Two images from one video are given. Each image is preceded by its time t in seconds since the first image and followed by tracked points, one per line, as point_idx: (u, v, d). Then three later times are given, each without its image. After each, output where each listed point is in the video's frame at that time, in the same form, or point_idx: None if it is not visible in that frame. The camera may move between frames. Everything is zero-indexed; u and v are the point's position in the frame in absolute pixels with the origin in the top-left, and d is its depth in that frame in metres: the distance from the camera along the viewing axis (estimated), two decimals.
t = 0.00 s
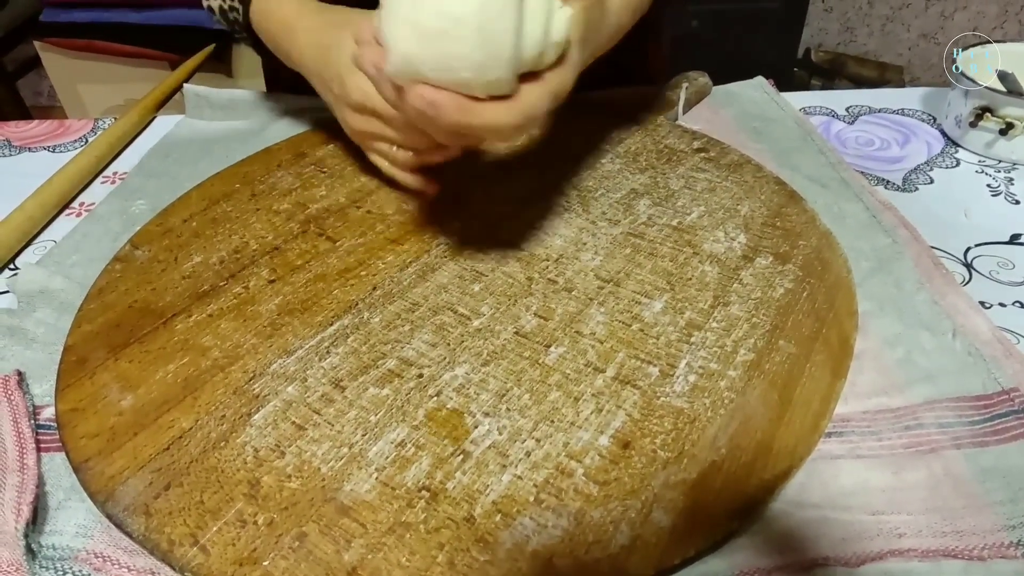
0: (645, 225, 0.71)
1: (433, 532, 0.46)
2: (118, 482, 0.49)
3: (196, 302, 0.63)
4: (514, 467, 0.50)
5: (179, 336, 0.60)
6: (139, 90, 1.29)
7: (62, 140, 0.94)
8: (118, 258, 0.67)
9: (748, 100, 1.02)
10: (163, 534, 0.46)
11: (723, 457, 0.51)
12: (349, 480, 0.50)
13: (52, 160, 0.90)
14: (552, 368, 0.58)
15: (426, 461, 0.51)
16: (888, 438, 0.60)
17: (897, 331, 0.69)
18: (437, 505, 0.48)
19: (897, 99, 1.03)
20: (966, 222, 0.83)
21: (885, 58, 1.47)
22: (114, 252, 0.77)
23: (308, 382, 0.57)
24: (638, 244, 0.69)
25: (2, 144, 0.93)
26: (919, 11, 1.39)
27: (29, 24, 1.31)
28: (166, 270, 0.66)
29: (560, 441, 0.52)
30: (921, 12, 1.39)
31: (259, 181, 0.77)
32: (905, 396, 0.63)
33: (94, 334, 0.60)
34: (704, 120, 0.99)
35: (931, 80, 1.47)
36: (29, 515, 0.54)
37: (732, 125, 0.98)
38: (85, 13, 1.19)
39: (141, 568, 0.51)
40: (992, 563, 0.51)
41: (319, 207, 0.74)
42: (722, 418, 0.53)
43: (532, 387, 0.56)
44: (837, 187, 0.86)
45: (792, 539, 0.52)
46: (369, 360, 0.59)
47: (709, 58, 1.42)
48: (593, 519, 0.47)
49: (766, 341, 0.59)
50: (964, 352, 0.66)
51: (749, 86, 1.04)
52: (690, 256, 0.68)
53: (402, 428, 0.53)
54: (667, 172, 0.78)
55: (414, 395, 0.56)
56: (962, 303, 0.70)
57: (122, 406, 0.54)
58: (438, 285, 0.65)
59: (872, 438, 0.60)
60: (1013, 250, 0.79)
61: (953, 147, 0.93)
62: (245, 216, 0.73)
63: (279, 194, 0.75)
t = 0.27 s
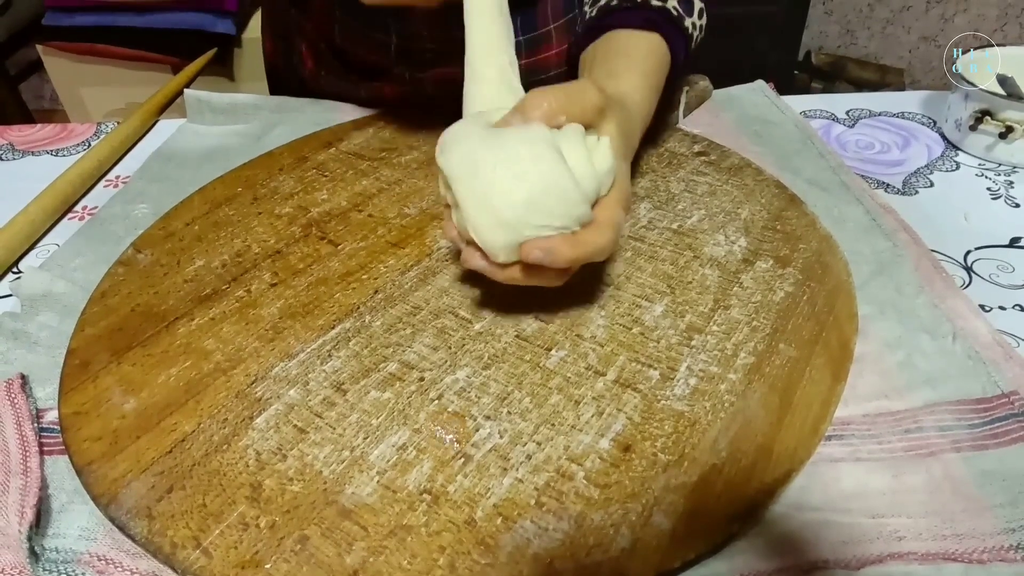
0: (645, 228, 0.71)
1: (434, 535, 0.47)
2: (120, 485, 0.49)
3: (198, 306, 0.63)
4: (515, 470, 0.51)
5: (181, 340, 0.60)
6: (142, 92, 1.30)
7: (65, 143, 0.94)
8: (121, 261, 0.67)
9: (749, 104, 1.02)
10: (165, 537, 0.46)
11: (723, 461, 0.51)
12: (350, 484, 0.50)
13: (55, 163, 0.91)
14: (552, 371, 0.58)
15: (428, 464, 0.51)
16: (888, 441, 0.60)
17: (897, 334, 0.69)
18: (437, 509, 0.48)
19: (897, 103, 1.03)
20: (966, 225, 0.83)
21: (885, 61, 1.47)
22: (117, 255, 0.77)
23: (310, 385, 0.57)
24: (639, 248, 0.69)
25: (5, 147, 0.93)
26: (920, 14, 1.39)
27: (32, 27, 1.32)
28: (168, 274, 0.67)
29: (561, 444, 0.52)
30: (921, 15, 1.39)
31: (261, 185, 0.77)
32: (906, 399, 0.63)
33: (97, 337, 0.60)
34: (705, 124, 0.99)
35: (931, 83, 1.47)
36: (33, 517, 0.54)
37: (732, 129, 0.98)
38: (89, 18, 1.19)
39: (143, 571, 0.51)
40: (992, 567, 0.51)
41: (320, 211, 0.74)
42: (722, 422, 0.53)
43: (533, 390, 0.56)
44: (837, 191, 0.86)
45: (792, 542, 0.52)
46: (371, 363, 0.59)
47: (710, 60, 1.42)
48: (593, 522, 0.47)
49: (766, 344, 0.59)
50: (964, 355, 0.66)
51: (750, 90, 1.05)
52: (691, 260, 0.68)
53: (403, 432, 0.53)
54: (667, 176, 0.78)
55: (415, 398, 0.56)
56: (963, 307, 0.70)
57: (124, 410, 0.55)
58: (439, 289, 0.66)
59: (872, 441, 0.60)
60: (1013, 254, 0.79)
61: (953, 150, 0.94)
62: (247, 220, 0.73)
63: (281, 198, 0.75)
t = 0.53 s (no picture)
0: (645, 230, 0.72)
1: (434, 536, 0.47)
2: (121, 486, 0.49)
3: (199, 307, 0.63)
4: (514, 471, 0.51)
5: (181, 341, 0.60)
6: (143, 94, 1.30)
7: (66, 145, 0.94)
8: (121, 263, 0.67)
9: (749, 104, 1.03)
10: (165, 538, 0.47)
11: (723, 462, 0.51)
12: (350, 484, 0.50)
13: (56, 165, 0.91)
14: (552, 372, 0.58)
15: (428, 465, 0.51)
16: (887, 442, 0.60)
17: (896, 335, 0.69)
18: (437, 509, 0.48)
19: (896, 104, 1.03)
20: (966, 226, 0.83)
21: (885, 61, 1.47)
22: (118, 256, 0.78)
23: (310, 386, 0.57)
24: (638, 249, 0.69)
25: (6, 149, 0.93)
26: (919, 15, 1.39)
27: (32, 29, 1.32)
28: (168, 275, 0.67)
29: (560, 445, 0.52)
30: (921, 16, 1.39)
31: (261, 186, 0.77)
32: (905, 400, 0.64)
33: (98, 339, 0.60)
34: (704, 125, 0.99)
35: (931, 83, 1.47)
36: (33, 518, 0.54)
37: (732, 130, 0.99)
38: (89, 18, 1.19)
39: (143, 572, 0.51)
40: (992, 567, 0.51)
41: (320, 212, 0.74)
42: (721, 422, 0.53)
43: (532, 391, 0.56)
44: (836, 192, 0.86)
45: (791, 543, 0.52)
46: (371, 364, 0.59)
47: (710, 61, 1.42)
48: (593, 523, 0.47)
49: (766, 345, 0.60)
50: (963, 356, 0.66)
51: (749, 91, 1.05)
52: (691, 261, 0.68)
53: (403, 433, 0.54)
54: (667, 177, 0.78)
55: (415, 399, 0.56)
56: (962, 308, 0.70)
57: (125, 410, 0.55)
58: (439, 290, 0.66)
59: (872, 442, 0.60)
60: (1013, 255, 0.79)
61: (953, 151, 0.94)
62: (247, 222, 0.73)
63: (281, 199, 0.76)
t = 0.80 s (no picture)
0: (646, 230, 0.72)
1: (435, 536, 0.47)
2: (123, 487, 0.50)
3: (200, 308, 0.64)
4: (515, 471, 0.51)
5: (183, 341, 0.61)
6: (144, 96, 1.30)
7: (68, 146, 0.94)
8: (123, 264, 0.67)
9: (749, 106, 1.03)
10: (168, 538, 0.47)
11: (723, 462, 0.51)
12: (352, 485, 0.50)
13: (58, 166, 0.91)
14: (553, 373, 0.58)
15: (429, 465, 0.52)
16: (887, 442, 0.60)
17: (896, 336, 0.69)
18: (439, 510, 0.49)
19: (896, 106, 1.04)
20: (965, 227, 0.83)
21: (885, 63, 1.47)
22: (120, 258, 0.78)
23: (312, 387, 0.57)
24: (639, 250, 0.69)
25: (8, 151, 0.94)
26: (919, 17, 1.40)
27: (33, 31, 1.32)
28: (170, 276, 0.67)
29: (561, 446, 0.53)
30: (921, 18, 1.40)
31: (262, 188, 0.78)
32: (905, 401, 0.64)
33: (100, 340, 0.61)
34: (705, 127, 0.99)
35: (931, 85, 1.48)
36: (36, 519, 0.54)
37: (732, 132, 0.99)
38: (90, 20, 1.19)
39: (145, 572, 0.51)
40: (991, 568, 0.51)
41: (321, 214, 0.74)
42: (722, 423, 0.54)
43: (533, 392, 0.57)
44: (836, 194, 0.86)
45: (791, 543, 0.52)
46: (372, 365, 0.59)
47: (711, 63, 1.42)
48: (594, 523, 0.48)
49: (766, 346, 0.60)
50: (963, 356, 0.66)
51: (749, 93, 1.05)
52: (691, 262, 0.68)
53: (404, 433, 0.54)
54: (667, 179, 0.79)
55: (416, 400, 0.56)
56: (961, 309, 0.70)
57: (127, 411, 0.55)
58: (440, 290, 0.66)
59: (872, 443, 0.60)
60: (1012, 256, 0.79)
61: (952, 152, 0.94)
62: (248, 223, 0.73)
63: (282, 200, 0.76)
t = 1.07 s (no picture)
0: (645, 231, 0.72)
1: (435, 537, 0.47)
2: (123, 487, 0.50)
3: (200, 309, 0.64)
4: (515, 472, 0.51)
5: (183, 342, 0.61)
6: (144, 98, 1.30)
7: (69, 148, 0.94)
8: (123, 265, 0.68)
9: (748, 108, 1.03)
10: (168, 538, 0.47)
11: (722, 463, 0.51)
12: (351, 486, 0.50)
13: (58, 168, 0.91)
14: (552, 374, 0.58)
15: (429, 466, 0.52)
16: (886, 443, 0.60)
17: (895, 338, 0.69)
18: (439, 510, 0.49)
19: (895, 108, 1.04)
20: (963, 229, 0.83)
21: (885, 65, 1.47)
22: (120, 259, 0.78)
23: (311, 388, 0.57)
24: (638, 252, 0.70)
25: (8, 152, 0.94)
26: (918, 18, 1.40)
27: (33, 32, 1.32)
28: (170, 277, 0.67)
29: (560, 447, 0.53)
30: (920, 20, 1.40)
31: (262, 189, 0.78)
32: (903, 402, 0.64)
33: (101, 340, 0.61)
34: (704, 129, 0.99)
35: (930, 87, 1.48)
36: (37, 519, 0.54)
37: (732, 134, 0.99)
38: (91, 22, 1.20)
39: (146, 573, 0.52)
40: (989, 568, 0.51)
41: (321, 215, 0.74)
42: (721, 424, 0.54)
43: (533, 393, 0.57)
44: (835, 196, 0.86)
45: (790, 544, 0.53)
46: (371, 366, 0.59)
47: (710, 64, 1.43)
48: (593, 523, 0.48)
49: (765, 347, 0.60)
50: (961, 358, 0.66)
51: (749, 95, 1.05)
52: (690, 263, 0.68)
53: (404, 434, 0.54)
54: (667, 180, 0.79)
55: (416, 401, 0.56)
56: (960, 310, 0.71)
57: (127, 412, 0.55)
58: (439, 292, 0.66)
59: (870, 444, 0.60)
60: (1011, 258, 0.79)
61: (951, 154, 0.94)
62: (249, 224, 0.73)
63: (283, 201, 0.76)
